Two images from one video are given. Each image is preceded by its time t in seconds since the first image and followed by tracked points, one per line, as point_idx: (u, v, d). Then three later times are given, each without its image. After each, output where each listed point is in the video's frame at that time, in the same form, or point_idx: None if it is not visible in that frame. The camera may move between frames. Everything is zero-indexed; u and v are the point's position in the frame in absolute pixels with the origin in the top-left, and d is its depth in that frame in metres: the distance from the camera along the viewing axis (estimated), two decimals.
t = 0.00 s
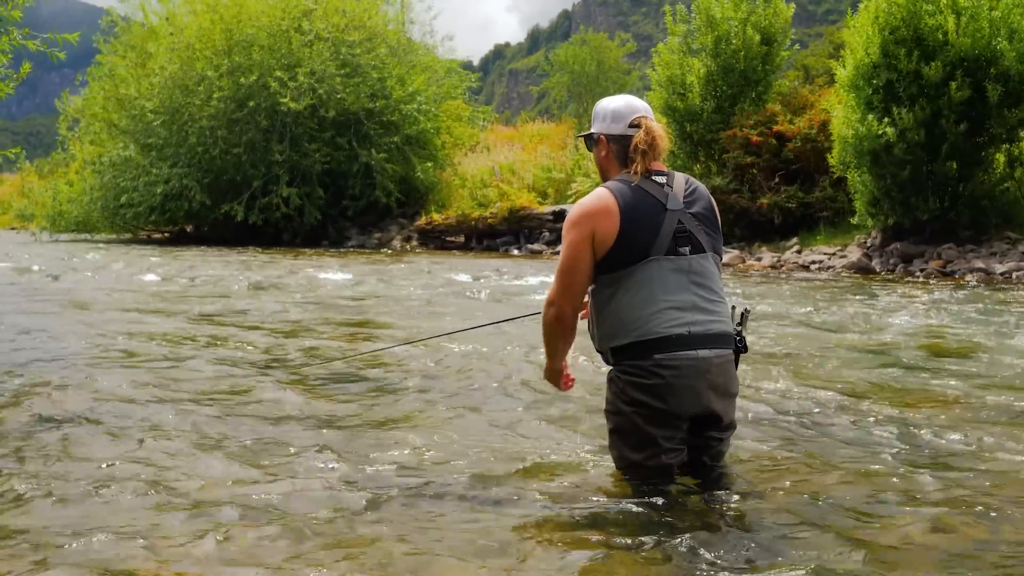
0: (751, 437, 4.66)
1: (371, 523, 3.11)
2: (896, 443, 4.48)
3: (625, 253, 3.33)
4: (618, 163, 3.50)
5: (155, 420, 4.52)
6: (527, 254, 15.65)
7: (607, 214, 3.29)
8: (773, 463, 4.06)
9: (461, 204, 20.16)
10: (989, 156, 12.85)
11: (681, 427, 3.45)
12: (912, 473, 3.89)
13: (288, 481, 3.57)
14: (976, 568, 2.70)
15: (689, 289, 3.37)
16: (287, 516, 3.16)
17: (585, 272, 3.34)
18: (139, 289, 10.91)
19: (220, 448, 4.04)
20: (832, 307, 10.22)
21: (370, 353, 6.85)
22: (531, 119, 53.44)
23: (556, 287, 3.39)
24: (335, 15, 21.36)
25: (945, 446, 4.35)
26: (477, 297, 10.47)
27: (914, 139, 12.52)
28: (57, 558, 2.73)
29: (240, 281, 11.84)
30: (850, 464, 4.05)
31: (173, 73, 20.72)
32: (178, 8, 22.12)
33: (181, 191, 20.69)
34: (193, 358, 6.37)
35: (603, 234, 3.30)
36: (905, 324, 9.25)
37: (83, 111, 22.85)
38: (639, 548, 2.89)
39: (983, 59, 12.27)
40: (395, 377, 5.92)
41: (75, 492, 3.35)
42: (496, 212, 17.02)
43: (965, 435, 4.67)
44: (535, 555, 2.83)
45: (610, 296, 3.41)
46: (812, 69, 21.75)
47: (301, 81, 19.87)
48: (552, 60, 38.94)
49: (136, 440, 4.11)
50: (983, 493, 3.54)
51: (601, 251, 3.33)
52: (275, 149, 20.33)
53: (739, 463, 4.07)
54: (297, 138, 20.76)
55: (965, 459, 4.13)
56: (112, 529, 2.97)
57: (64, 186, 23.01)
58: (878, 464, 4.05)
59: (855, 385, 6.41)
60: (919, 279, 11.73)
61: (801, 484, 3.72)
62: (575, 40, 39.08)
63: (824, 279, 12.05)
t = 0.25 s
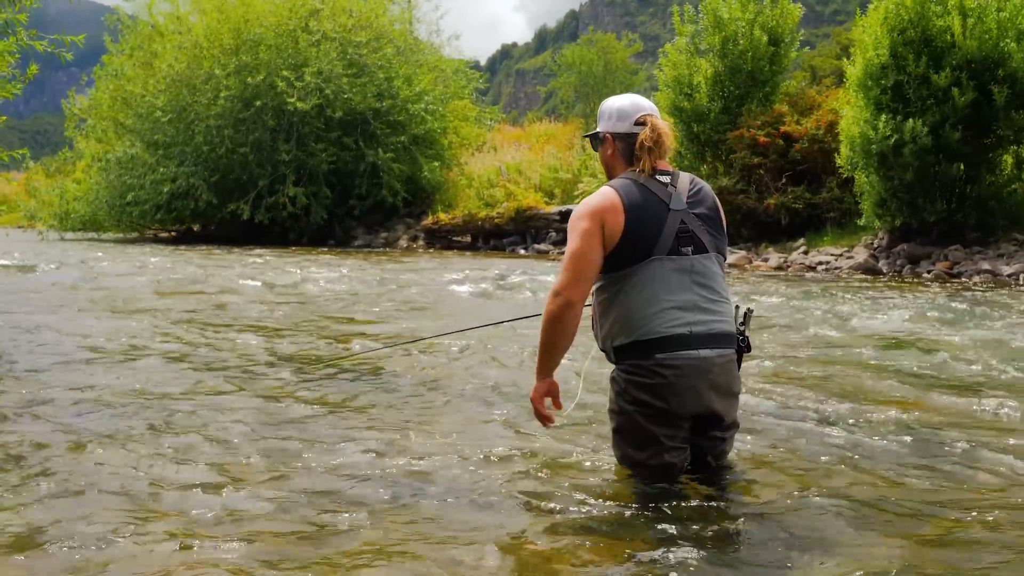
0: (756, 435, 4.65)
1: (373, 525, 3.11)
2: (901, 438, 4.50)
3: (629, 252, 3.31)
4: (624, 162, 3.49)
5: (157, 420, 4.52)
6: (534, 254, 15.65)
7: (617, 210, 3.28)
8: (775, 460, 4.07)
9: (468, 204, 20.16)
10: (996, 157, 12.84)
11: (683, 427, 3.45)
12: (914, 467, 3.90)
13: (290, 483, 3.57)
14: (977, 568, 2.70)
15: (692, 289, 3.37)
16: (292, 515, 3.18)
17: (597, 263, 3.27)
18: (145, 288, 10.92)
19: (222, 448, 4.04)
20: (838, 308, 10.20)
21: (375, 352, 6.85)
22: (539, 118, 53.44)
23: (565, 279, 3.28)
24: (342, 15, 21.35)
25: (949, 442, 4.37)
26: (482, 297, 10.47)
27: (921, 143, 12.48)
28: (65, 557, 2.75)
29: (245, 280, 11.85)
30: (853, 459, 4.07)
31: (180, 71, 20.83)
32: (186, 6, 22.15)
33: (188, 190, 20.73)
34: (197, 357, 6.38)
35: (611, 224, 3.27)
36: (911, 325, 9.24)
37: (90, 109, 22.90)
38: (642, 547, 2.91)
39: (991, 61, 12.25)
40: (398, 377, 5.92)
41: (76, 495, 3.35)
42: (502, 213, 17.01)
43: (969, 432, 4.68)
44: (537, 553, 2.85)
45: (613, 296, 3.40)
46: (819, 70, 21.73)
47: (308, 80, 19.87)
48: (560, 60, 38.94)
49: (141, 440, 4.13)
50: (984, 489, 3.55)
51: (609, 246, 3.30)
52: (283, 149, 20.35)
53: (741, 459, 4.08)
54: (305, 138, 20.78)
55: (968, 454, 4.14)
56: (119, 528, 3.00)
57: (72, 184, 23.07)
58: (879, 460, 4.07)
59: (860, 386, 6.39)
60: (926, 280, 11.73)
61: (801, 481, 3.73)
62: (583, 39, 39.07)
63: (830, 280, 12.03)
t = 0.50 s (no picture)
0: (782, 434, 4.66)
1: (403, 529, 3.11)
2: (925, 438, 4.50)
3: (640, 248, 3.24)
4: (634, 158, 3.41)
5: (184, 421, 4.54)
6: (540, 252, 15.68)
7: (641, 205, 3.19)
8: (797, 462, 4.06)
9: (473, 201, 20.15)
10: (1002, 157, 12.86)
11: (689, 423, 3.40)
12: (935, 472, 3.90)
13: (318, 486, 3.58)
14: None
15: (699, 286, 3.32)
16: (315, 520, 3.18)
17: (623, 253, 3.12)
18: (157, 284, 10.95)
19: (250, 449, 4.05)
20: (848, 307, 10.23)
21: (393, 350, 6.87)
22: (544, 114, 53.54)
23: (600, 259, 3.06)
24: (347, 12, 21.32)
25: (974, 444, 4.36)
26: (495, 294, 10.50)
27: (929, 141, 12.53)
28: (89, 563, 2.75)
29: (257, 277, 11.87)
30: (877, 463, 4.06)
31: (185, 68, 20.90)
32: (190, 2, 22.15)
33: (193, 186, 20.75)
34: (216, 355, 6.40)
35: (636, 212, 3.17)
36: (925, 323, 9.25)
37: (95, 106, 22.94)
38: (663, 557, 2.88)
39: (997, 61, 12.28)
40: (419, 375, 5.94)
41: (106, 499, 3.36)
42: (508, 210, 17.04)
43: (994, 432, 4.67)
44: (560, 561, 2.84)
45: (621, 291, 3.33)
46: (825, 68, 21.74)
47: (313, 77, 19.88)
48: (566, 57, 39.02)
49: (166, 442, 4.14)
50: (1006, 497, 3.55)
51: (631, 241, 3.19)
52: (287, 146, 20.37)
53: (763, 460, 4.07)
54: (309, 135, 20.78)
55: (993, 457, 4.13)
56: (143, 534, 2.99)
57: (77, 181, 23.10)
58: (904, 463, 4.06)
59: (881, 385, 6.40)
60: (932, 280, 11.74)
61: (821, 484, 3.72)
62: (589, 36, 39.15)
63: (836, 280, 12.07)
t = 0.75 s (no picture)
0: (789, 432, 4.67)
1: (410, 518, 3.12)
2: (929, 437, 4.50)
3: (651, 247, 3.23)
4: (641, 158, 3.40)
5: (191, 417, 4.54)
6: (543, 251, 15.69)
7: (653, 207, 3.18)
8: (802, 460, 4.05)
9: (476, 200, 20.14)
10: (1006, 155, 12.85)
11: (696, 424, 3.40)
12: (939, 469, 3.88)
13: (325, 476, 3.59)
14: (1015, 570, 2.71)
15: (708, 286, 3.32)
16: (312, 509, 3.17)
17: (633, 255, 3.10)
18: (162, 283, 10.97)
19: (257, 443, 4.06)
20: (852, 306, 10.23)
21: (399, 348, 6.88)
22: (547, 114, 53.52)
23: (617, 256, 3.03)
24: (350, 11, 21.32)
25: (979, 444, 4.36)
26: (500, 294, 10.50)
27: (933, 139, 12.54)
28: (86, 549, 2.75)
29: (262, 276, 11.89)
30: (881, 460, 4.05)
31: (188, 66, 20.93)
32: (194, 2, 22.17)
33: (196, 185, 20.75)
34: (222, 352, 6.41)
35: (650, 213, 3.15)
36: (930, 323, 9.25)
37: (98, 105, 22.97)
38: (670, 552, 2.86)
39: (1001, 60, 12.29)
40: (425, 373, 5.95)
41: (113, 488, 3.37)
42: (512, 209, 17.05)
43: (999, 432, 4.66)
44: (561, 552, 2.83)
45: (629, 291, 3.32)
46: (829, 67, 21.73)
47: (316, 76, 19.89)
48: (570, 57, 39.02)
49: (167, 435, 4.14)
50: (1011, 491, 3.54)
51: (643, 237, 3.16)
52: (290, 145, 20.39)
53: (766, 458, 4.06)
54: (312, 133, 20.80)
55: (998, 456, 4.12)
56: (140, 522, 2.99)
57: (80, 180, 23.12)
58: (907, 460, 4.05)
59: (886, 384, 6.40)
60: (936, 278, 11.72)
61: (824, 481, 3.71)
62: (594, 37, 39.17)
63: (840, 278, 12.07)
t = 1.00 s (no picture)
0: (793, 430, 4.67)
1: (415, 515, 3.11)
2: (933, 433, 4.50)
3: (655, 244, 3.23)
4: (654, 152, 3.40)
5: (195, 414, 4.54)
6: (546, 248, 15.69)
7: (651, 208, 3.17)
8: (805, 456, 4.06)
9: (479, 198, 20.15)
10: (1009, 153, 12.85)
11: (696, 420, 3.41)
12: (944, 467, 3.89)
13: (329, 474, 3.58)
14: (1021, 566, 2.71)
15: (710, 284, 3.32)
16: (315, 506, 3.18)
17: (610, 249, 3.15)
18: (166, 281, 10.96)
19: (261, 440, 4.05)
20: (856, 303, 10.23)
21: (403, 345, 6.88)
22: (550, 112, 53.52)
23: (590, 246, 3.10)
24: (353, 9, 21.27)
25: (984, 441, 4.36)
26: (503, 291, 10.50)
27: (936, 136, 12.54)
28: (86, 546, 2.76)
29: (265, 274, 11.89)
30: (885, 457, 4.05)
31: (191, 64, 20.94)
32: None
33: (199, 182, 20.78)
34: (226, 349, 6.41)
35: (644, 224, 3.17)
36: (934, 320, 9.25)
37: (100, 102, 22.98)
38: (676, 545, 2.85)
39: (1006, 58, 12.29)
40: (429, 370, 5.95)
41: (117, 486, 3.36)
42: (515, 207, 17.04)
43: (1003, 428, 4.67)
44: (564, 548, 2.83)
45: (631, 287, 3.31)
46: (832, 66, 21.72)
47: (318, 74, 19.89)
48: (573, 55, 39.01)
49: (171, 431, 4.15)
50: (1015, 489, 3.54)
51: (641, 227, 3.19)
52: (293, 142, 20.40)
53: (770, 455, 4.07)
54: (315, 131, 20.81)
55: (1002, 452, 4.13)
56: (140, 518, 3.00)
57: (83, 177, 23.13)
58: (911, 457, 4.05)
59: (891, 382, 6.40)
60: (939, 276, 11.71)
61: (828, 478, 3.71)
62: (597, 35, 39.16)
63: (844, 275, 12.06)
